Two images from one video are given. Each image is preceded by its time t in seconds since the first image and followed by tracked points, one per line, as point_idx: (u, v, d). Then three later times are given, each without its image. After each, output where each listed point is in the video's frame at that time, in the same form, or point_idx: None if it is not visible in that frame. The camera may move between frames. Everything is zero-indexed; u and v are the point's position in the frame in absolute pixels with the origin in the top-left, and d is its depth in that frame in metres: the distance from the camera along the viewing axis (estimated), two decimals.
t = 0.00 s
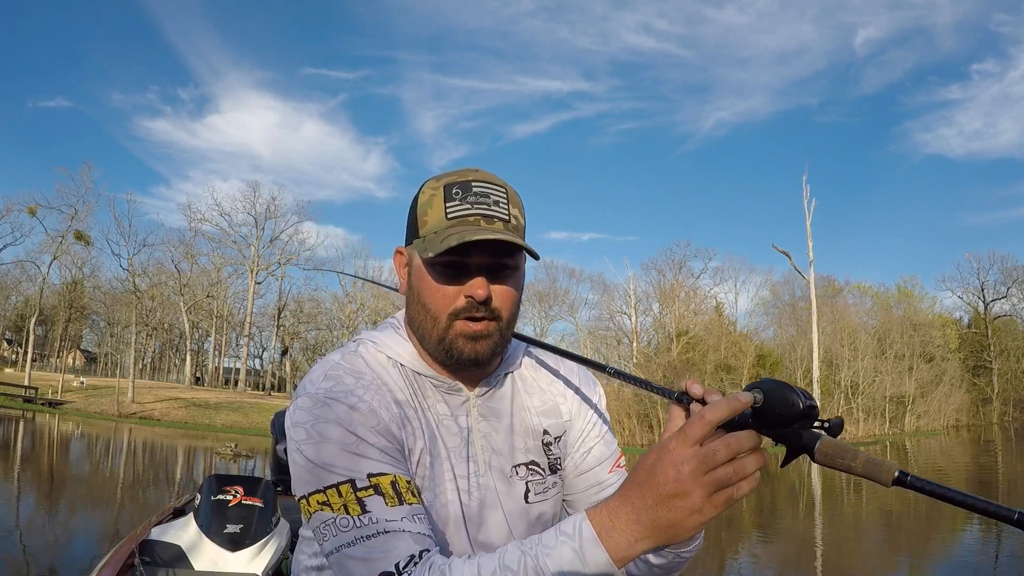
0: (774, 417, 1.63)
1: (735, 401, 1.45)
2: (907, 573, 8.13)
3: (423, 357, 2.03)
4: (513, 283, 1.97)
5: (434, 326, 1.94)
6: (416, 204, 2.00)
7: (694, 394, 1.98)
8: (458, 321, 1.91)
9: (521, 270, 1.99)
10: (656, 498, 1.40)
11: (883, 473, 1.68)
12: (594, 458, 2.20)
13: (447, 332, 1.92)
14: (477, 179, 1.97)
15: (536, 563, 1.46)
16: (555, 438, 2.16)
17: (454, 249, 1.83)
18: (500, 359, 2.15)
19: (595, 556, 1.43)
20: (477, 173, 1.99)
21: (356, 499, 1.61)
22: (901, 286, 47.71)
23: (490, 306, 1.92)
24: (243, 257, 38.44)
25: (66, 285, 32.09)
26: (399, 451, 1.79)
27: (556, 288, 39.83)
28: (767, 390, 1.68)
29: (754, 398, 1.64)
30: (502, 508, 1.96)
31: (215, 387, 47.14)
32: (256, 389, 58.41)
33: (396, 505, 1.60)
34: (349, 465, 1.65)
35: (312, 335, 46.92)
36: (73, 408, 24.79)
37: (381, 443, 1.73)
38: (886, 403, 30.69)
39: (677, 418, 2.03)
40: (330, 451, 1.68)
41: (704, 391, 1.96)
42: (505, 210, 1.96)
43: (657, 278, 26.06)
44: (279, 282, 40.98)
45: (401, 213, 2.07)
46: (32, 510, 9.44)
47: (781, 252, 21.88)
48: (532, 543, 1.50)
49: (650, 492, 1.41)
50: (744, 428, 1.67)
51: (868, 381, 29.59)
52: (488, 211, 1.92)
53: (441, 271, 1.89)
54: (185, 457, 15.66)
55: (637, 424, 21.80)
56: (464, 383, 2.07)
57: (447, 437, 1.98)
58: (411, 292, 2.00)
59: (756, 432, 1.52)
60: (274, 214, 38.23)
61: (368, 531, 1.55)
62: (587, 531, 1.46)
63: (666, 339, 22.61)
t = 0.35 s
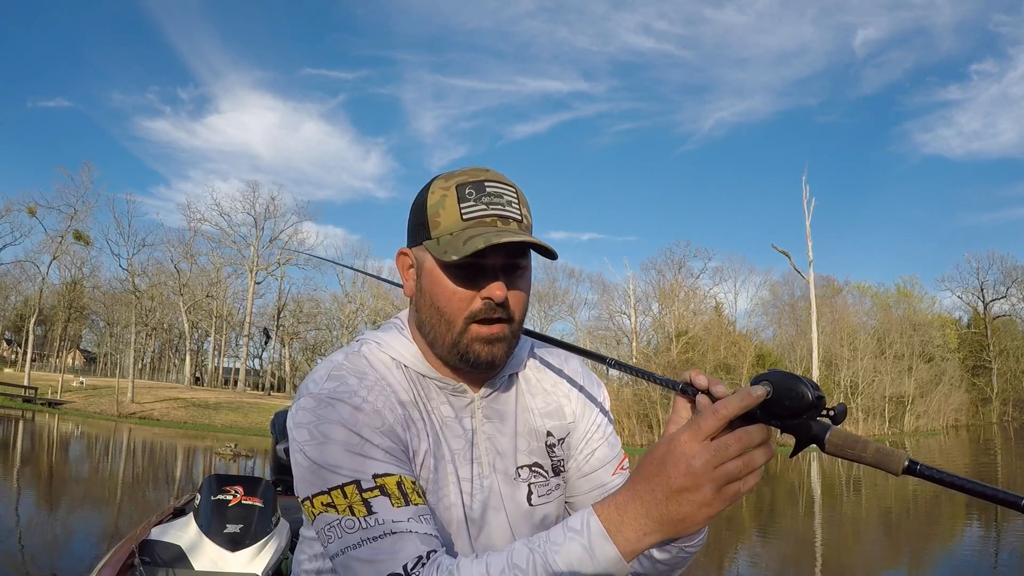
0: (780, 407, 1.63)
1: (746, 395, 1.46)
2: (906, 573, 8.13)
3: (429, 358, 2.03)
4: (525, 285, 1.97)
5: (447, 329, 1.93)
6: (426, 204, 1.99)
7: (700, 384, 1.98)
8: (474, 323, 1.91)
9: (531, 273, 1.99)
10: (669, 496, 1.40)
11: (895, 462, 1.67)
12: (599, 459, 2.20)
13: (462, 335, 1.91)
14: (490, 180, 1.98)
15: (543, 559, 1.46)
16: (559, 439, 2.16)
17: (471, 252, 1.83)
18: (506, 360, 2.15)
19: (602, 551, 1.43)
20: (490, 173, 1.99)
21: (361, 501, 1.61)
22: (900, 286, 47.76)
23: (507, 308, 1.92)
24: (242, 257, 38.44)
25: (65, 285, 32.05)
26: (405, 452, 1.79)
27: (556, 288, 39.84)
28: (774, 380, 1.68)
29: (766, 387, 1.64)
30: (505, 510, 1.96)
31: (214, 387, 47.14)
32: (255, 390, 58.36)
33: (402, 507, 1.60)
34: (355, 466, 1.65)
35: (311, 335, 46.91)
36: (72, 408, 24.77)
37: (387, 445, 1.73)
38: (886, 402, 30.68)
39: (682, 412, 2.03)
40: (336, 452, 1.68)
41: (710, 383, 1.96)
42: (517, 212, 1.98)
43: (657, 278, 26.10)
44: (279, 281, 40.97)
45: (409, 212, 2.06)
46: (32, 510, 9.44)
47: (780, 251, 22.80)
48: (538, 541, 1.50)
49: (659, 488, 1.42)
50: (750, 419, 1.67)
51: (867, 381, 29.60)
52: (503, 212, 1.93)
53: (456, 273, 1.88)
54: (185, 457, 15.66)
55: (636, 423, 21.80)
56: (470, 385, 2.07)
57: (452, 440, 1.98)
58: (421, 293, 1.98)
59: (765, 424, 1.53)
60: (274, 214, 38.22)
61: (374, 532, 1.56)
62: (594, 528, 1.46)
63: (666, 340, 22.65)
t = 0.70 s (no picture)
0: (761, 388, 1.65)
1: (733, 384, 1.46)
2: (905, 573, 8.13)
3: (425, 359, 2.03)
4: (519, 286, 1.95)
5: (435, 330, 1.93)
6: (420, 203, 2.00)
7: (683, 369, 2.01)
8: (460, 323, 1.90)
9: (525, 273, 1.98)
10: (657, 490, 1.41)
11: (877, 437, 1.71)
12: (600, 458, 2.20)
13: (447, 334, 1.91)
14: (482, 179, 1.98)
15: (537, 555, 1.44)
16: (558, 440, 2.16)
17: (456, 250, 1.82)
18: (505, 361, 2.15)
19: (592, 542, 1.43)
20: (483, 172, 1.99)
21: (359, 503, 1.60)
22: (900, 286, 47.82)
23: (495, 309, 1.90)
24: (242, 257, 38.46)
25: (64, 285, 32.05)
26: (401, 454, 1.78)
27: (555, 288, 39.87)
28: (755, 360, 1.70)
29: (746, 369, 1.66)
30: (503, 512, 1.96)
31: (214, 387, 47.15)
32: (255, 390, 58.35)
33: (399, 509, 1.59)
34: (351, 469, 1.66)
35: (310, 334, 46.94)
36: (72, 408, 24.77)
37: (382, 446, 1.73)
38: (886, 403, 30.68)
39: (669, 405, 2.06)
40: (331, 454, 1.68)
41: (693, 366, 1.98)
42: (511, 211, 1.98)
43: (656, 278, 26.11)
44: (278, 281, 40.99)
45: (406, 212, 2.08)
46: (31, 510, 9.44)
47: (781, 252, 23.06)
48: (530, 537, 1.49)
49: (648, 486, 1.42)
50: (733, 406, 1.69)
51: (866, 381, 29.61)
52: (493, 212, 1.92)
53: (444, 272, 1.88)
54: (184, 457, 15.66)
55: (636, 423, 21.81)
56: (467, 387, 2.07)
57: (450, 441, 1.98)
58: (412, 294, 1.99)
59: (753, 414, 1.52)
60: (274, 214, 38.24)
61: (370, 535, 1.55)
62: (582, 521, 1.46)
63: (666, 340, 22.70)
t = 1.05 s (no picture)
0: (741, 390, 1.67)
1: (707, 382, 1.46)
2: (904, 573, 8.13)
3: (420, 360, 2.02)
4: (517, 289, 1.96)
5: (435, 333, 1.93)
6: (417, 206, 1.99)
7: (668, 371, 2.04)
8: (461, 326, 1.90)
9: (522, 276, 1.99)
10: (643, 491, 1.41)
11: (858, 442, 1.70)
12: (595, 458, 2.20)
13: (448, 338, 1.91)
14: (481, 181, 1.98)
15: (525, 558, 1.44)
16: (553, 440, 2.17)
17: (457, 254, 1.82)
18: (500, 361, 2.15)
19: (580, 545, 1.43)
20: (479, 174, 1.99)
21: (350, 505, 1.61)
22: (900, 286, 47.83)
23: (494, 313, 1.91)
24: (241, 257, 38.43)
25: (64, 285, 32.01)
26: (394, 456, 1.79)
27: (555, 288, 39.86)
28: (737, 361, 1.71)
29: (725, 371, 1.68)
30: (497, 514, 1.97)
31: (214, 387, 47.12)
32: (254, 390, 58.29)
33: (390, 511, 1.60)
34: (344, 471, 1.66)
35: (310, 335, 46.94)
36: (71, 408, 24.74)
37: (375, 447, 1.73)
38: (885, 403, 30.67)
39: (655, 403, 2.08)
40: (323, 456, 1.68)
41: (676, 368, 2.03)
42: (508, 213, 1.98)
43: (656, 278, 26.11)
44: (278, 281, 40.95)
45: (400, 214, 2.06)
46: (31, 510, 9.43)
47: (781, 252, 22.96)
48: (517, 539, 1.49)
49: (635, 489, 1.42)
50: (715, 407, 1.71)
51: (866, 381, 29.61)
52: (493, 215, 1.93)
53: (445, 277, 1.88)
54: (184, 457, 15.65)
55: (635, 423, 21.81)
56: (461, 387, 2.06)
57: (444, 442, 1.98)
58: (410, 297, 1.98)
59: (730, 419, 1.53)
60: (274, 214, 38.22)
61: (361, 537, 1.56)
62: (570, 523, 1.46)
63: (665, 340, 22.70)
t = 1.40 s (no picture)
0: (722, 388, 1.70)
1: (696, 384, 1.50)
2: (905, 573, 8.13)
3: (418, 359, 2.02)
4: (520, 288, 1.98)
5: (440, 331, 1.91)
6: (417, 203, 1.97)
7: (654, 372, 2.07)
8: (470, 323, 1.90)
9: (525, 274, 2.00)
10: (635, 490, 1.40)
11: (835, 445, 1.67)
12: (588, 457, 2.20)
13: (457, 335, 1.90)
14: (484, 180, 1.98)
15: (508, 559, 1.44)
16: (547, 439, 2.18)
17: (469, 253, 1.82)
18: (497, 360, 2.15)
19: (565, 548, 1.43)
20: (482, 174, 1.99)
21: (341, 502, 1.61)
22: (899, 286, 47.86)
23: (501, 310, 1.92)
24: (241, 257, 38.43)
25: (63, 285, 31.98)
26: (387, 454, 1.79)
27: (555, 288, 39.86)
28: (716, 362, 1.73)
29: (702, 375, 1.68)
30: (491, 512, 1.97)
31: (214, 387, 47.11)
32: (254, 390, 58.22)
33: (381, 508, 1.60)
34: (336, 467, 1.66)
35: (310, 335, 46.92)
36: (71, 408, 24.72)
37: (370, 446, 1.73)
38: (885, 403, 30.67)
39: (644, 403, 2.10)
40: (317, 452, 1.68)
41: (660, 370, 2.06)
42: (510, 213, 1.98)
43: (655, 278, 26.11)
44: (278, 281, 40.95)
45: (401, 213, 2.04)
46: (30, 510, 9.42)
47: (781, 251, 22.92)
48: (501, 540, 1.50)
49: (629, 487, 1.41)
50: (699, 408, 1.71)
51: (866, 381, 29.62)
52: (498, 213, 1.94)
53: (452, 275, 1.87)
54: (184, 457, 15.64)
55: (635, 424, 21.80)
56: (457, 385, 2.06)
57: (438, 439, 1.98)
58: (415, 295, 1.96)
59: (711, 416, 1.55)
60: (274, 214, 38.26)
61: (349, 534, 1.55)
62: (554, 526, 1.46)
63: (665, 340, 22.68)
